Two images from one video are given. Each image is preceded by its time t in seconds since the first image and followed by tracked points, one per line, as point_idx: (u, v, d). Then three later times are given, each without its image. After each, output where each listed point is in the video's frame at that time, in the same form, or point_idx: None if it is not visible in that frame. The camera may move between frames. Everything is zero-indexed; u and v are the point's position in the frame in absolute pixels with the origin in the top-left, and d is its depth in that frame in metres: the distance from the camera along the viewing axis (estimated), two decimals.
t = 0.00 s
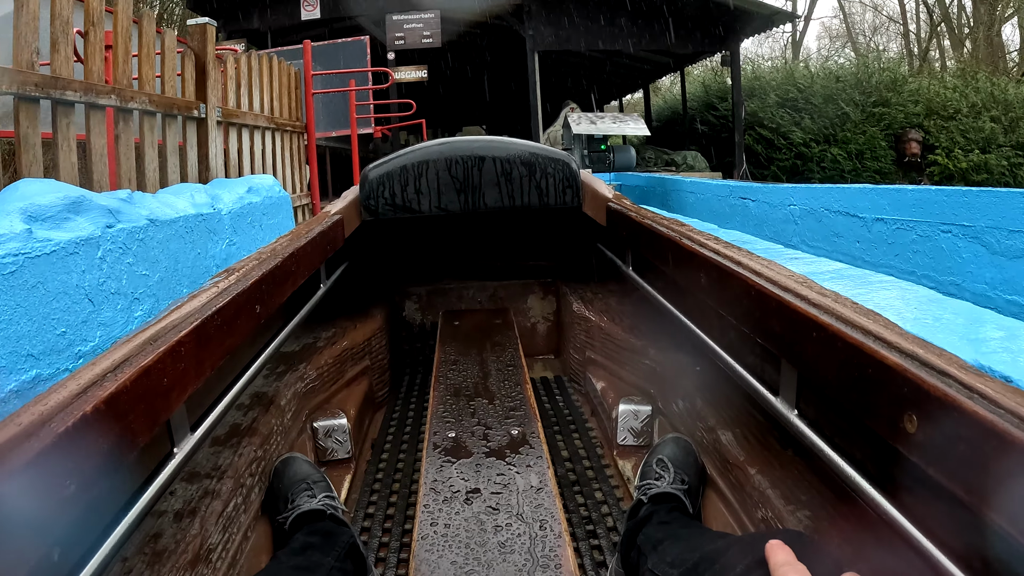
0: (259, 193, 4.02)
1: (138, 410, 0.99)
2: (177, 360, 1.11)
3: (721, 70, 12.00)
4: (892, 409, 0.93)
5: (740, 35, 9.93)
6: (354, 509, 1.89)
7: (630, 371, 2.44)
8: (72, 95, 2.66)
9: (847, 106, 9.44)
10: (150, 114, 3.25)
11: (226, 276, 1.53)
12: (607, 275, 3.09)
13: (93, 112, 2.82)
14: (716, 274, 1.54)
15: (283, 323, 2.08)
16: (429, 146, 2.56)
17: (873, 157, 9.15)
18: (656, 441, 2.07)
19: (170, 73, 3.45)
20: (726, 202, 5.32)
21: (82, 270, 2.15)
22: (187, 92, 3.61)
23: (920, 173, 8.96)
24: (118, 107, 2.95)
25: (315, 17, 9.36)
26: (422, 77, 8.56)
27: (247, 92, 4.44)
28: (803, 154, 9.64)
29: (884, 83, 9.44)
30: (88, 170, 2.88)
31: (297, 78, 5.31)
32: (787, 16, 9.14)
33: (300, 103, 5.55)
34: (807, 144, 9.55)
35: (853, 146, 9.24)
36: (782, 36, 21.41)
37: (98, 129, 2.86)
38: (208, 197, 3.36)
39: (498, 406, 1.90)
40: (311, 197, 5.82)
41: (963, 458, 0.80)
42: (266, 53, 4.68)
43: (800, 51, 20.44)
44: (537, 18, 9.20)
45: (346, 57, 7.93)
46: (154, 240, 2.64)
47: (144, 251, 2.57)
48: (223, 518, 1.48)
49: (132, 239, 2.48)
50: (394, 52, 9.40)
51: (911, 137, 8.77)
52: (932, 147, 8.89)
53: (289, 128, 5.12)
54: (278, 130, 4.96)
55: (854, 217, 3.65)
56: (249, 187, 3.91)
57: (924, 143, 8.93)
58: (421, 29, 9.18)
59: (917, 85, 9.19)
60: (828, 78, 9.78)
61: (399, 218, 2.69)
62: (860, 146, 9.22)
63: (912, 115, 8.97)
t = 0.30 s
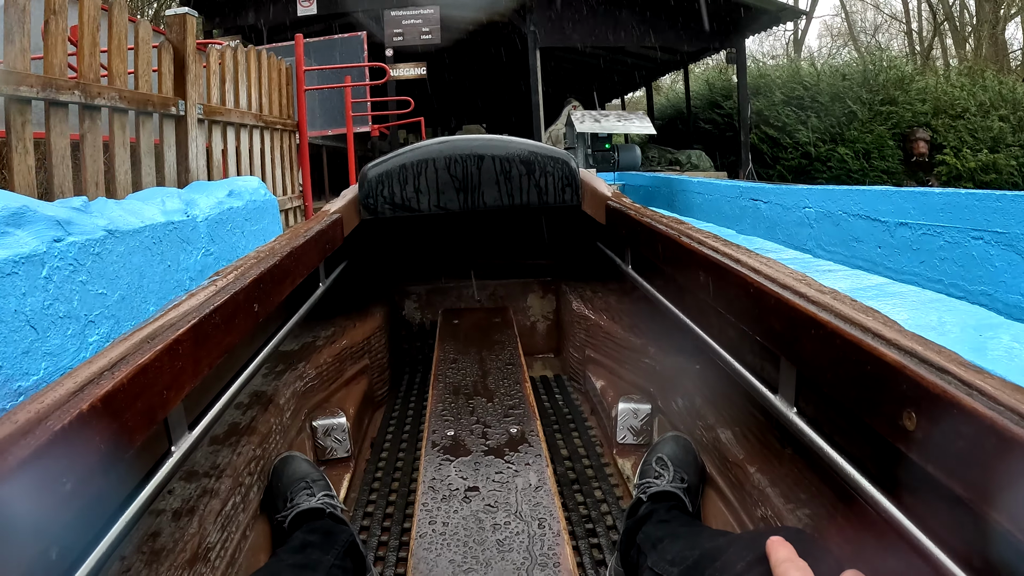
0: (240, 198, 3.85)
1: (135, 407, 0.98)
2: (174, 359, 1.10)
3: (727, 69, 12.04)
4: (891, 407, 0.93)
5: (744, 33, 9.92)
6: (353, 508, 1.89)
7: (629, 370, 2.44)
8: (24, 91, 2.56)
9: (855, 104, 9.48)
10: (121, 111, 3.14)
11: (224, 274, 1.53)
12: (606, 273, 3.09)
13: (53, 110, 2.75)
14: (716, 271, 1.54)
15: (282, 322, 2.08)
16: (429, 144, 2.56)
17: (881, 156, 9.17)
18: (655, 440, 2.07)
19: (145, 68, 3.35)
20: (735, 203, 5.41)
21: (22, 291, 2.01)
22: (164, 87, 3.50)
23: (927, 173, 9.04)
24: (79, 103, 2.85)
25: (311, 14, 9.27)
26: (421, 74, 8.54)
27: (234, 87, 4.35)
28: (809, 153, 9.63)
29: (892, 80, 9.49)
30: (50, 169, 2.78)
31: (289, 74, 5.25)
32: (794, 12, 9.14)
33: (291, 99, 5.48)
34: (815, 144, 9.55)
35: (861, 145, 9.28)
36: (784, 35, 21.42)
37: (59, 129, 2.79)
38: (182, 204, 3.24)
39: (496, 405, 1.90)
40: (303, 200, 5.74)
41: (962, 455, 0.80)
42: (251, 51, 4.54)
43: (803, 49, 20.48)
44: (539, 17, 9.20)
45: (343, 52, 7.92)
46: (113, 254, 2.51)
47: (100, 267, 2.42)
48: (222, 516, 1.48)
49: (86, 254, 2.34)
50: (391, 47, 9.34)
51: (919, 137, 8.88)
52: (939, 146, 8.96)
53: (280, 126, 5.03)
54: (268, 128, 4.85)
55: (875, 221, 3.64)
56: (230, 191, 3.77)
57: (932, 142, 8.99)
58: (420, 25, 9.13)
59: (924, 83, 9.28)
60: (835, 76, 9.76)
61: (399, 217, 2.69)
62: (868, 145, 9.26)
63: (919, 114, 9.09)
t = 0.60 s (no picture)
0: (217, 203, 3.56)
1: (133, 405, 0.98)
2: (172, 357, 1.10)
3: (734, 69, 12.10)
4: (891, 407, 0.93)
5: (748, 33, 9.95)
6: (351, 507, 1.88)
7: (628, 370, 2.44)
8: None
9: (863, 103, 9.49)
10: (86, 109, 2.90)
11: (222, 273, 1.53)
12: (605, 273, 3.09)
13: (4, 108, 2.49)
14: (715, 271, 1.54)
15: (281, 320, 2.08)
16: (428, 143, 2.56)
17: (889, 157, 9.14)
18: (653, 440, 2.07)
19: (115, 63, 3.10)
20: (746, 207, 5.32)
21: None
22: (137, 84, 3.26)
23: (934, 173, 9.07)
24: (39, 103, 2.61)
25: (307, 11, 9.18)
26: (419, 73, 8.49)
27: (218, 83, 4.15)
28: (815, 152, 9.72)
29: (900, 79, 9.50)
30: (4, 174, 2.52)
31: (280, 71, 5.16)
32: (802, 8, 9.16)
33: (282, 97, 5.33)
34: (821, 144, 9.62)
35: (867, 146, 9.26)
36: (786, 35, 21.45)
37: (13, 129, 2.54)
38: (150, 213, 2.93)
39: (495, 404, 1.90)
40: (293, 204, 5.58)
41: (961, 455, 0.80)
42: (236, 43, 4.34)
43: (806, 50, 20.52)
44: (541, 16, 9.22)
45: (340, 48, 7.88)
46: (60, 274, 2.21)
47: (46, 290, 2.13)
48: (219, 515, 1.47)
49: (25, 275, 2.04)
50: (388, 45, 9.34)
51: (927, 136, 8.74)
52: (947, 146, 8.94)
53: (269, 125, 4.88)
54: (254, 128, 4.69)
55: (898, 227, 3.52)
56: (206, 197, 3.48)
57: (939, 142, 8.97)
58: (418, 22, 9.11)
59: (932, 82, 9.23)
60: (842, 75, 9.81)
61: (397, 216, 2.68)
62: (874, 146, 9.23)
63: (927, 114, 9.05)
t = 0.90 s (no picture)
0: (188, 212, 3.23)
1: (133, 405, 0.98)
2: (172, 357, 1.10)
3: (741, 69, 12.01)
4: (891, 407, 0.93)
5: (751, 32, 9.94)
6: (351, 507, 1.88)
7: (628, 370, 2.44)
8: None
9: (870, 104, 9.53)
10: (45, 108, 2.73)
11: (223, 273, 1.53)
12: (606, 272, 3.09)
13: None
14: (715, 271, 1.54)
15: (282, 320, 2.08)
16: (429, 143, 2.56)
17: (896, 157, 9.32)
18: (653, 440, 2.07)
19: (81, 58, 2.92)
20: (756, 210, 5.00)
21: None
22: (106, 81, 3.09)
23: (942, 175, 9.20)
24: None
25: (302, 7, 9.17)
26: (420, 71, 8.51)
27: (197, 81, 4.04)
28: (822, 154, 9.70)
29: (906, 79, 9.56)
30: None
31: (268, 69, 5.11)
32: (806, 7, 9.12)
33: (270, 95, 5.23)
34: (829, 145, 9.60)
35: (875, 146, 9.40)
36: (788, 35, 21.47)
37: None
38: (111, 227, 2.57)
39: (495, 403, 1.90)
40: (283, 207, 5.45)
41: (961, 456, 0.80)
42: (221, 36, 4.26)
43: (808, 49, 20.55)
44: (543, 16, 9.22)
45: (335, 45, 7.83)
46: None
47: None
48: (219, 515, 1.47)
49: None
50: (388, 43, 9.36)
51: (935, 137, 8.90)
52: (955, 146, 9.09)
53: (254, 125, 4.79)
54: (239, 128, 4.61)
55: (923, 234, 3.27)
56: (177, 206, 3.16)
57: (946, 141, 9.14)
58: (417, 19, 9.11)
59: (939, 82, 9.35)
60: (848, 75, 9.78)
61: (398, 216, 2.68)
62: (882, 146, 9.37)
63: (935, 115, 9.21)
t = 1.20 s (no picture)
0: (156, 222, 2.86)
1: (134, 406, 0.98)
2: (172, 358, 1.10)
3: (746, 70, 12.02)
4: (891, 406, 0.93)
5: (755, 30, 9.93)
6: (352, 507, 1.88)
7: (629, 369, 2.44)
8: None
9: (878, 104, 9.50)
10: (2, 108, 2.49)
11: (224, 273, 1.53)
12: (607, 272, 3.08)
13: None
14: (716, 269, 1.53)
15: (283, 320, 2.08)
16: (429, 143, 2.56)
17: (904, 159, 9.20)
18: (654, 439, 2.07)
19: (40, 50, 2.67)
20: (770, 214, 4.99)
21: None
22: (69, 77, 2.86)
23: (949, 177, 8.57)
24: None
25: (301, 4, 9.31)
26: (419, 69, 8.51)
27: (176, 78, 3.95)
28: (828, 156, 9.84)
29: (913, 78, 9.47)
30: None
31: (253, 64, 5.07)
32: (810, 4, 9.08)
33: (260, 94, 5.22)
34: (836, 146, 9.73)
35: (883, 147, 9.33)
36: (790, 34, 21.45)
37: None
38: (62, 241, 2.18)
39: (496, 403, 1.89)
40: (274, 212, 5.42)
41: (963, 454, 0.79)
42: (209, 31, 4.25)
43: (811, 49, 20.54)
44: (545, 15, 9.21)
45: (332, 42, 7.80)
46: None
47: None
48: (220, 516, 1.47)
49: None
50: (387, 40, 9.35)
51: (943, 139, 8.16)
52: (962, 149, 8.63)
53: (242, 125, 4.77)
54: (225, 128, 4.58)
55: (951, 242, 3.21)
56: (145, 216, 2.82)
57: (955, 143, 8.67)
58: (416, 17, 9.10)
59: (948, 83, 9.19)
60: (855, 74, 9.76)
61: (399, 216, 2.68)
62: (891, 147, 9.30)
63: (943, 116, 8.95)
